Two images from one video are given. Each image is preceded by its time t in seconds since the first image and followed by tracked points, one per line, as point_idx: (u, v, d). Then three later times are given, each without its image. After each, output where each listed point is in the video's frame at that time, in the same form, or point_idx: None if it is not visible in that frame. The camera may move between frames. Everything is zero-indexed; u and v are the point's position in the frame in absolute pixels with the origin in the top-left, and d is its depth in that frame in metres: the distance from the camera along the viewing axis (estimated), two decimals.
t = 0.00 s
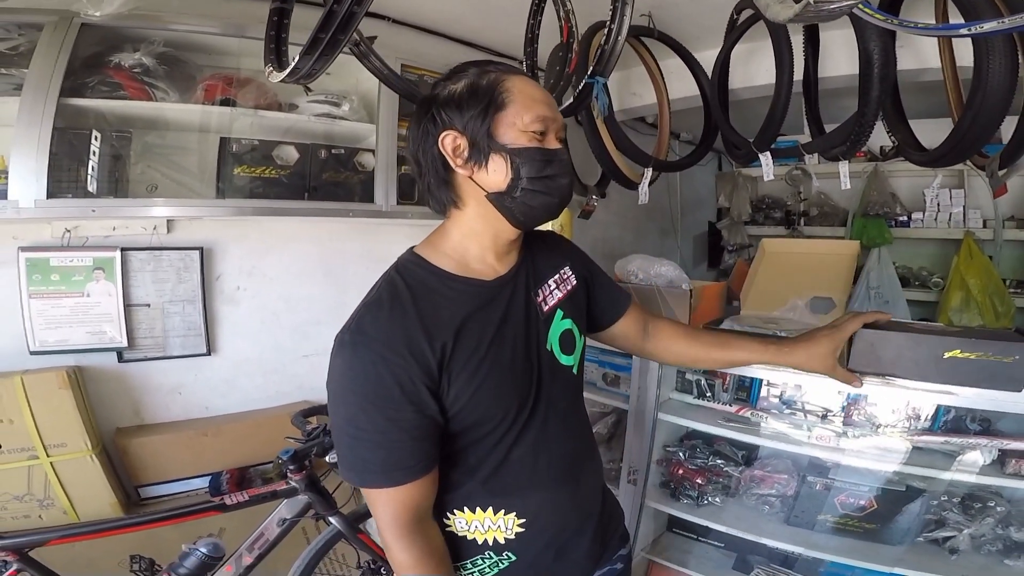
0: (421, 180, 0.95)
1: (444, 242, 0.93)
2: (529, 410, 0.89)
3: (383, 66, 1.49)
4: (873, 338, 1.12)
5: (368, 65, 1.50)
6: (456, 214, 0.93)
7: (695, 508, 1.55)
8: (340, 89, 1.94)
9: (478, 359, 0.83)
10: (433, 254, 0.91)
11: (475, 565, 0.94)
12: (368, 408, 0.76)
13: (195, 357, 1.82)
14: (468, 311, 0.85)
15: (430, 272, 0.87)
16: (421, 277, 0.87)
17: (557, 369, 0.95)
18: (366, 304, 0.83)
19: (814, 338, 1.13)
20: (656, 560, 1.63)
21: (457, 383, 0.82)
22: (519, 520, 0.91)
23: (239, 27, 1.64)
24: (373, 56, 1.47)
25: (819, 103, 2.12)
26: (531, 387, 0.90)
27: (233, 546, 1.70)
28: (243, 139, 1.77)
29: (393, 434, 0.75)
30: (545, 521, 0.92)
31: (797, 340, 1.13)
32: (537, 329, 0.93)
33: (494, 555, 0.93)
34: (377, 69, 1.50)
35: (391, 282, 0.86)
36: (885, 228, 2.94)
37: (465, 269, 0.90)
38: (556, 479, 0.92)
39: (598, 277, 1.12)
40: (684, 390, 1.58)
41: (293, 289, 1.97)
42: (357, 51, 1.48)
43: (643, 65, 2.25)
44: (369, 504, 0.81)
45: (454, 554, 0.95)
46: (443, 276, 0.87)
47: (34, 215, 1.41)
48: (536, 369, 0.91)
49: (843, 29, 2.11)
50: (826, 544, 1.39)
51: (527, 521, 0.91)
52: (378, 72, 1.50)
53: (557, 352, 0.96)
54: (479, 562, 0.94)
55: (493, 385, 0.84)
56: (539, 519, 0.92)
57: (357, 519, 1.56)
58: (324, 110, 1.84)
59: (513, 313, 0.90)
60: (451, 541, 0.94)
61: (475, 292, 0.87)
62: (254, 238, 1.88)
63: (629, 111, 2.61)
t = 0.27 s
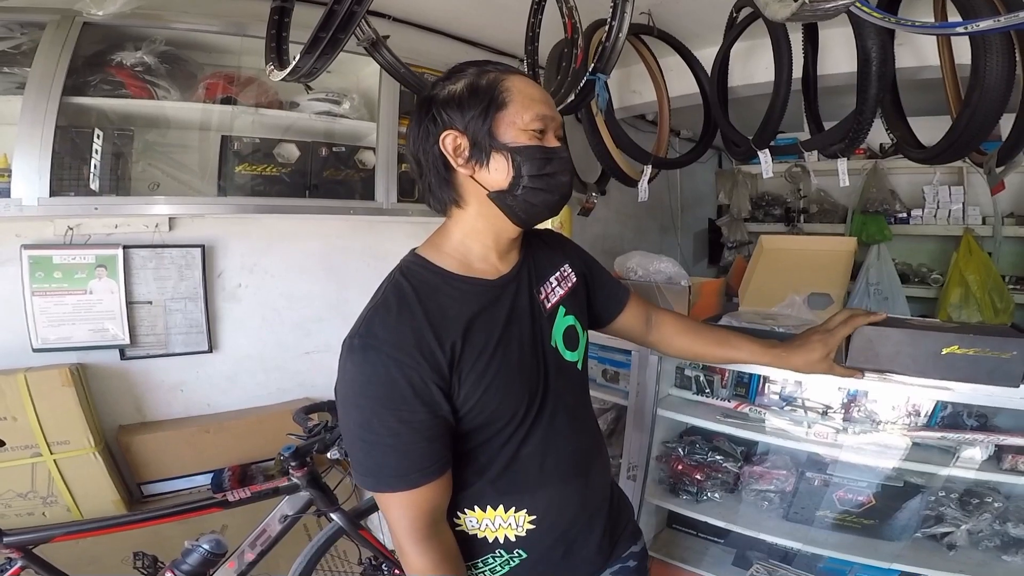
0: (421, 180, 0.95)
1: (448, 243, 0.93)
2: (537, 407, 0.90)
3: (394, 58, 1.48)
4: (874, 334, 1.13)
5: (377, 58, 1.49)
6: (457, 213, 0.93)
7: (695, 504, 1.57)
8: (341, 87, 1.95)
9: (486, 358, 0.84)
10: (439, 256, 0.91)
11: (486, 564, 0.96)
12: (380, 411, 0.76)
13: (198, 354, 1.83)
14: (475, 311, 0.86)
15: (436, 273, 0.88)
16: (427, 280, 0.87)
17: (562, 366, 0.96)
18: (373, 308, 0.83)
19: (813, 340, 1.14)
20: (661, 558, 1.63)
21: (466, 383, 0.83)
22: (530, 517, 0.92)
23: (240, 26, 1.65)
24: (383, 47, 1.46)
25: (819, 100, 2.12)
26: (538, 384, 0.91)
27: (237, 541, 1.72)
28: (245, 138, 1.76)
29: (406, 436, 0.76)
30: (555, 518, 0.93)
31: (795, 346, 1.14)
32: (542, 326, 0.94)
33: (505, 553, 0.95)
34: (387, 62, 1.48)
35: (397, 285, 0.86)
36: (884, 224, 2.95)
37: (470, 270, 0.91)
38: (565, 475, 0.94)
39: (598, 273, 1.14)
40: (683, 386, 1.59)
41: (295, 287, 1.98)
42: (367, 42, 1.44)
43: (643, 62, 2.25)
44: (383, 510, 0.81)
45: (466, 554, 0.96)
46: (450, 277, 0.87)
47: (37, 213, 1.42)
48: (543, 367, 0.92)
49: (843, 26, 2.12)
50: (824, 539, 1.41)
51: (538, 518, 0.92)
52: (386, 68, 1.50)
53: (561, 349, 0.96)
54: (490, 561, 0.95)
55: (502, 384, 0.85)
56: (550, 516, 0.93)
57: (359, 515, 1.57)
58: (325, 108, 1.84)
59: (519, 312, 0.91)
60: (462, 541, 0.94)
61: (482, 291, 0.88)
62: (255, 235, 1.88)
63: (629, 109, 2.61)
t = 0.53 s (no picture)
0: (405, 178, 0.96)
1: (434, 242, 0.94)
2: (523, 403, 0.91)
3: (394, 51, 1.48)
4: (872, 329, 1.12)
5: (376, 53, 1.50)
6: (441, 211, 0.94)
7: (691, 500, 1.57)
8: (338, 85, 1.95)
9: (469, 355, 0.85)
10: (425, 255, 0.92)
11: (476, 557, 0.96)
12: (363, 409, 0.78)
13: (196, 351, 1.84)
14: (459, 307, 0.86)
15: (421, 271, 0.88)
16: (411, 278, 0.88)
17: (553, 361, 0.96)
18: (357, 308, 0.84)
19: (811, 337, 1.13)
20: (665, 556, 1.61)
21: (449, 379, 0.83)
22: (518, 511, 0.92)
23: (237, 24, 1.65)
24: (382, 43, 1.47)
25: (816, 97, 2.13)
26: (524, 380, 0.91)
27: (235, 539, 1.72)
28: (242, 135, 1.76)
29: (389, 433, 0.77)
30: (544, 512, 0.94)
31: (793, 343, 1.14)
32: (530, 321, 0.94)
33: (495, 547, 0.95)
34: (388, 56, 1.49)
35: (381, 285, 0.87)
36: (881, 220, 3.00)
37: (455, 267, 0.92)
38: (554, 469, 0.94)
39: (595, 266, 1.13)
40: (680, 382, 1.59)
41: (293, 284, 1.98)
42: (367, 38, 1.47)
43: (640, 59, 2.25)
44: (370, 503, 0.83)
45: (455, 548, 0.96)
46: (434, 275, 0.88)
47: (34, 211, 1.42)
48: (529, 362, 0.92)
49: (840, 23, 2.12)
50: (820, 535, 1.40)
51: (527, 512, 0.93)
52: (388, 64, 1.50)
53: (552, 344, 0.96)
54: (480, 554, 0.96)
55: (486, 380, 0.86)
56: (539, 510, 0.93)
57: (357, 512, 1.58)
58: (322, 105, 1.84)
59: (504, 307, 0.92)
60: (451, 534, 0.95)
61: (467, 288, 0.88)
62: (253, 233, 1.89)
63: (627, 106, 2.61)
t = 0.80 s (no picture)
0: (410, 180, 0.97)
1: (439, 240, 0.95)
2: (527, 399, 0.91)
3: (385, 49, 1.48)
4: (868, 327, 1.11)
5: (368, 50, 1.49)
6: (446, 211, 0.95)
7: (688, 497, 1.58)
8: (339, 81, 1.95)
9: (472, 352, 0.85)
10: (430, 252, 0.93)
11: (470, 551, 0.97)
12: (367, 404, 0.79)
13: (196, 347, 1.84)
14: (463, 305, 0.87)
15: (426, 268, 0.89)
16: (417, 275, 0.89)
17: (558, 358, 0.96)
18: (364, 304, 0.85)
19: (807, 334, 1.12)
20: (651, 549, 1.67)
21: (452, 375, 0.84)
22: (515, 506, 0.93)
23: (237, 21, 1.65)
24: (375, 40, 1.46)
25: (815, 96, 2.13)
26: (528, 377, 0.91)
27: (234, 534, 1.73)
28: (242, 132, 1.77)
29: (392, 428, 0.79)
30: (541, 509, 0.95)
31: (791, 340, 1.13)
32: (534, 319, 0.94)
33: (490, 542, 0.96)
34: (377, 53, 1.48)
35: (388, 282, 0.88)
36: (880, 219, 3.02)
37: (460, 265, 0.92)
38: (553, 466, 0.94)
39: (602, 266, 1.15)
40: (678, 379, 1.60)
41: (293, 280, 1.98)
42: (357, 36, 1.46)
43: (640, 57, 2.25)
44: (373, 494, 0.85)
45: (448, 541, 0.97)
46: (439, 272, 0.88)
47: (35, 207, 1.42)
48: (532, 359, 0.92)
49: (839, 23, 2.13)
50: (816, 532, 1.41)
51: (523, 508, 0.94)
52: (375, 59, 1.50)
53: (558, 342, 0.96)
54: (474, 549, 0.96)
55: (488, 376, 0.86)
56: (537, 506, 0.94)
57: (356, 508, 1.59)
58: (323, 102, 1.83)
59: (508, 305, 0.92)
60: (447, 527, 0.96)
61: (470, 285, 0.89)
62: (253, 229, 1.89)
63: (627, 103, 2.62)
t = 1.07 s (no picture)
0: (415, 176, 0.96)
1: (440, 236, 0.95)
2: (525, 395, 0.91)
3: (374, 55, 1.49)
4: (856, 321, 1.05)
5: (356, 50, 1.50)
6: (450, 209, 0.96)
7: (689, 493, 1.59)
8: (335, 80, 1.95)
9: (472, 346, 0.85)
10: (431, 247, 0.93)
11: (468, 547, 0.97)
12: (368, 396, 0.79)
13: (195, 347, 1.84)
14: (464, 300, 0.87)
15: (426, 263, 0.89)
16: (418, 270, 0.89)
17: (555, 357, 0.96)
18: (366, 297, 0.85)
19: (796, 327, 1.09)
20: (652, 545, 1.67)
21: (452, 370, 0.84)
22: (513, 502, 0.94)
23: (234, 20, 1.65)
24: (362, 42, 1.48)
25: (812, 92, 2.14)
26: (526, 373, 0.91)
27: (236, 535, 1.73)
28: (240, 131, 1.77)
29: (391, 420, 0.79)
30: (538, 505, 0.95)
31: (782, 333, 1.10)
32: (533, 316, 0.94)
33: (488, 538, 0.96)
34: (364, 54, 1.50)
35: (390, 276, 0.88)
36: (877, 215, 2.98)
37: (460, 261, 0.92)
38: (550, 464, 0.95)
39: (600, 267, 1.15)
40: (677, 375, 1.60)
41: (291, 279, 1.98)
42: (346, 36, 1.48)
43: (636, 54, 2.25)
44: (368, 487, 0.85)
45: (447, 536, 0.97)
46: (439, 268, 0.89)
47: (33, 207, 1.42)
48: (531, 355, 0.93)
49: (835, 19, 2.13)
50: (817, 526, 1.42)
51: (521, 504, 0.94)
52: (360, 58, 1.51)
53: (555, 340, 0.97)
54: (472, 544, 0.97)
55: (488, 372, 0.87)
56: (533, 503, 0.95)
57: (357, 507, 1.59)
58: (320, 101, 1.83)
59: (508, 302, 0.92)
60: (444, 522, 0.96)
61: (470, 281, 0.89)
62: (251, 228, 1.89)
63: (624, 101, 2.62)
